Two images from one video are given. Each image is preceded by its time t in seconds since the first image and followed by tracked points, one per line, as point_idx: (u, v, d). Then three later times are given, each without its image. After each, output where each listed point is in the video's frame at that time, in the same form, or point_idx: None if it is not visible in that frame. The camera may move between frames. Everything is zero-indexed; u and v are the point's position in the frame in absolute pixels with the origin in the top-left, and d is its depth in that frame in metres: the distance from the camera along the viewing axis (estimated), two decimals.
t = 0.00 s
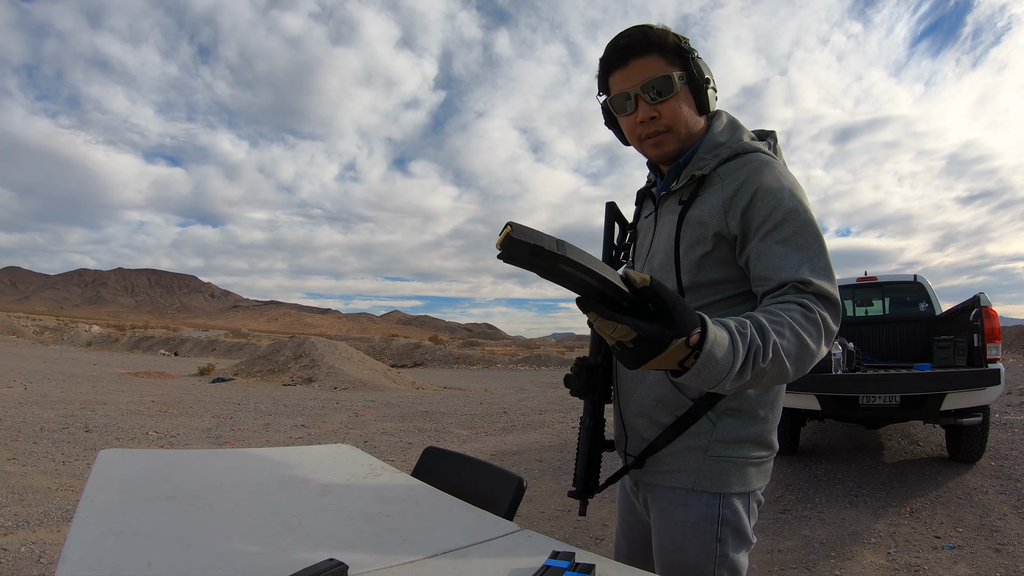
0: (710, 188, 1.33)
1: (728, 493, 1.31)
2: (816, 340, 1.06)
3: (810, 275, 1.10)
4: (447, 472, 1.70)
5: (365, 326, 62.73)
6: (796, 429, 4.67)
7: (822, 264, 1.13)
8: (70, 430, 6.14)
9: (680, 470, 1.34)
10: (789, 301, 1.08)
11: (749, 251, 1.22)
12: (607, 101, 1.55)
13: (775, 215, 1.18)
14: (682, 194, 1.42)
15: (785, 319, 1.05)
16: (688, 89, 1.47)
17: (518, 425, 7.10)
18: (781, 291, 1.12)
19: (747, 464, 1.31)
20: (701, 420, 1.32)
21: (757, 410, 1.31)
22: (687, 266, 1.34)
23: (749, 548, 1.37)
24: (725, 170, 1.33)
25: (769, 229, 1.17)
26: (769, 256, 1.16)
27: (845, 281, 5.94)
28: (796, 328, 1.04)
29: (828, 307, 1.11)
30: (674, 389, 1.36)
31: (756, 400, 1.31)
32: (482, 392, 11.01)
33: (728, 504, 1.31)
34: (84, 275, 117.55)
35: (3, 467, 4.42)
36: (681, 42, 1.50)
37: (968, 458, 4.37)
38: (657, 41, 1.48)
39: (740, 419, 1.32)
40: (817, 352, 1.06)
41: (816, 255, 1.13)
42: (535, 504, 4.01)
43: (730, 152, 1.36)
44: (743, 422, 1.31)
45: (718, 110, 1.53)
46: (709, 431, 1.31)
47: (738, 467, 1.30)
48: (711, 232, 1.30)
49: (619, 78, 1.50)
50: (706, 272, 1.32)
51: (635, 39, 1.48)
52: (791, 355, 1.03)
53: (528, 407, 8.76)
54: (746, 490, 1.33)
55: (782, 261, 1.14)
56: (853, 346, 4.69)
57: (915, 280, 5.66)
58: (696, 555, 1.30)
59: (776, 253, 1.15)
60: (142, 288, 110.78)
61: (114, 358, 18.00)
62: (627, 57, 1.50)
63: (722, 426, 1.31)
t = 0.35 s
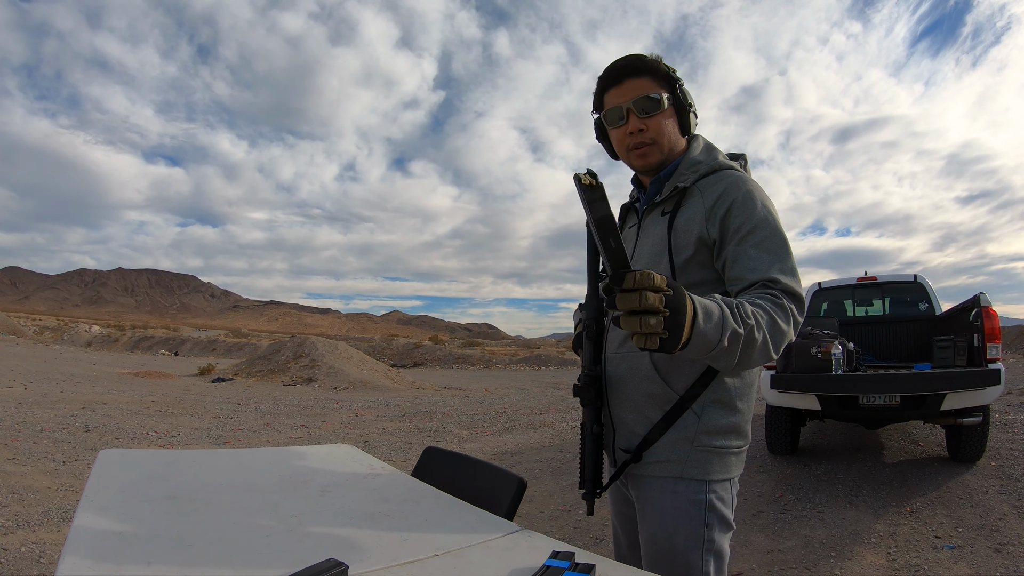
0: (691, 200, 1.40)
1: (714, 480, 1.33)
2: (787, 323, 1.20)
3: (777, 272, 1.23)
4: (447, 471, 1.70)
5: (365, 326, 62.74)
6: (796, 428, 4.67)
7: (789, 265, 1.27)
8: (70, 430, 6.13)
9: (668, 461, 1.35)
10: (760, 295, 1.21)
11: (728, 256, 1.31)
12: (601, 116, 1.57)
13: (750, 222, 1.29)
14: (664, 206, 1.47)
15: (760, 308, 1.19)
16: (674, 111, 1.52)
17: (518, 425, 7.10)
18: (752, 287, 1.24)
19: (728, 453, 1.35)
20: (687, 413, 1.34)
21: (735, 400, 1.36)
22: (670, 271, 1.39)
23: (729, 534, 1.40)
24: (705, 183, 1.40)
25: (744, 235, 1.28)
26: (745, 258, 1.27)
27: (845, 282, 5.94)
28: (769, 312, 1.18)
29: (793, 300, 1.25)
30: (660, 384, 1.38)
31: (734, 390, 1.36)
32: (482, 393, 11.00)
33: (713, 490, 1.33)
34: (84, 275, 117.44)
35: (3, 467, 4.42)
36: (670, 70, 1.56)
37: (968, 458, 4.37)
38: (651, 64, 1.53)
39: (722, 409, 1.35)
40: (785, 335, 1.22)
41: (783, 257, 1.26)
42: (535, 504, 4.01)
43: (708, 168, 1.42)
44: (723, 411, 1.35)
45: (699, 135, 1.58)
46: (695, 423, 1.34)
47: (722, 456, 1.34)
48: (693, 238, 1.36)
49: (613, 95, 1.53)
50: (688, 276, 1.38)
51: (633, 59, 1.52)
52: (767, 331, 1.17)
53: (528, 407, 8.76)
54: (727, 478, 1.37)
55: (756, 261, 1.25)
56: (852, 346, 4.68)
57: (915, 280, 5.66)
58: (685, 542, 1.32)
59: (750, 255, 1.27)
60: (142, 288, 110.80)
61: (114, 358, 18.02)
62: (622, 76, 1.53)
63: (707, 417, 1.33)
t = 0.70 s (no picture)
0: (687, 205, 1.40)
1: (709, 471, 1.34)
2: (780, 319, 1.24)
3: (769, 271, 1.27)
4: (447, 470, 1.70)
5: (365, 326, 62.74)
6: (796, 429, 4.67)
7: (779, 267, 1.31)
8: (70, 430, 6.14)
9: (665, 453, 1.35)
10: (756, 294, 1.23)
11: (724, 258, 1.32)
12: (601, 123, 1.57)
13: (743, 227, 1.32)
14: (659, 212, 1.47)
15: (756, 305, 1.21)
16: (671, 124, 1.54)
17: (518, 425, 7.10)
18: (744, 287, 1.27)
19: (722, 445, 1.35)
20: (684, 406, 1.35)
21: (729, 394, 1.37)
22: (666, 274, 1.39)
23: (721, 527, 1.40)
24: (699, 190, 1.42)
25: (738, 238, 1.31)
26: (739, 260, 1.30)
27: (845, 282, 5.94)
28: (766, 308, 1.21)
29: (783, 301, 1.29)
30: (658, 379, 1.38)
31: (727, 384, 1.37)
32: (482, 393, 11.01)
33: (708, 481, 1.34)
34: (84, 276, 117.49)
35: (3, 467, 4.42)
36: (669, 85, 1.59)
37: (967, 458, 4.37)
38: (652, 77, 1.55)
39: (717, 403, 1.36)
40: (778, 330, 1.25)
41: (773, 259, 1.30)
42: (535, 504, 4.00)
43: (701, 177, 1.44)
44: (719, 405, 1.36)
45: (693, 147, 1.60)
46: (691, 415, 1.34)
47: (717, 448, 1.34)
48: (689, 241, 1.36)
49: (614, 104, 1.54)
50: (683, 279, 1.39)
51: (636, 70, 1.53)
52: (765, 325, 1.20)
53: (528, 407, 8.76)
54: (721, 470, 1.37)
55: (750, 263, 1.28)
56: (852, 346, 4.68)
57: (915, 280, 5.66)
58: (682, 532, 1.31)
59: (744, 258, 1.29)
60: (142, 288, 110.81)
61: (115, 358, 18.05)
62: (624, 86, 1.55)
63: (704, 410, 1.34)
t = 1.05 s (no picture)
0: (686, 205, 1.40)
1: (707, 471, 1.34)
2: (772, 319, 1.26)
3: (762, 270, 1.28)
4: (445, 471, 1.70)
5: (364, 326, 62.76)
6: (796, 429, 4.67)
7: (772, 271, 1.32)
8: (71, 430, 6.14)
9: (662, 453, 1.34)
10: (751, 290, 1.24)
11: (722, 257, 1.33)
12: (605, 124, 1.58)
13: (740, 229, 1.33)
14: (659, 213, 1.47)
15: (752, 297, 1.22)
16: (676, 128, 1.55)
17: (518, 425, 7.10)
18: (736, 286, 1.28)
19: (718, 446, 1.36)
20: (680, 406, 1.35)
21: (724, 395, 1.38)
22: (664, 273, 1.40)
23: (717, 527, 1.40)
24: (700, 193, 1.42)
25: (734, 240, 1.32)
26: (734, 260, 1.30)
27: (845, 282, 5.95)
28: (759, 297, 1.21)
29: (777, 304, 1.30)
30: (654, 379, 1.38)
31: (722, 385, 1.38)
32: (482, 393, 11.01)
33: (705, 481, 1.34)
34: (84, 276, 117.60)
35: (3, 467, 4.42)
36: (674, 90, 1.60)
37: (967, 459, 4.37)
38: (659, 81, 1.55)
39: (712, 404, 1.37)
40: (767, 327, 1.25)
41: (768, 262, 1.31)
42: (535, 504, 4.00)
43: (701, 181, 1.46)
44: (714, 406, 1.37)
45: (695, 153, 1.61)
46: (688, 416, 1.34)
47: (713, 449, 1.35)
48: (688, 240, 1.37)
49: (620, 105, 1.55)
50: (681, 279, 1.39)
51: (644, 71, 1.54)
52: (759, 307, 1.20)
53: (528, 407, 8.75)
54: (718, 470, 1.38)
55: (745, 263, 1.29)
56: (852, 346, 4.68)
57: (915, 280, 5.67)
58: (679, 532, 1.31)
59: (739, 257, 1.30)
60: (142, 288, 110.84)
61: (115, 358, 18.08)
62: (631, 89, 1.55)
63: (699, 411, 1.34)
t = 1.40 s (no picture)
0: (691, 207, 1.40)
1: (707, 471, 1.34)
2: (774, 319, 1.25)
3: (765, 273, 1.28)
4: (445, 471, 1.70)
5: (364, 326, 62.77)
6: (796, 428, 4.67)
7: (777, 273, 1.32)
8: (71, 430, 6.14)
9: (662, 453, 1.34)
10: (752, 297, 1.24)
11: (725, 262, 1.33)
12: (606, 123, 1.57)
13: (744, 231, 1.33)
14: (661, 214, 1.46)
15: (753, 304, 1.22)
16: (677, 130, 1.55)
17: (519, 425, 7.10)
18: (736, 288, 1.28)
19: (719, 446, 1.36)
20: (681, 407, 1.35)
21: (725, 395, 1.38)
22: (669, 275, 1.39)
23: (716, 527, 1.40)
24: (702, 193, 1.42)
25: (738, 241, 1.32)
26: (738, 262, 1.30)
27: (845, 282, 5.95)
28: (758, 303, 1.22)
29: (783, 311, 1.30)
30: (656, 380, 1.38)
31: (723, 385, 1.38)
32: (482, 393, 11.01)
33: (705, 482, 1.34)
34: (85, 276, 117.61)
35: (3, 467, 4.42)
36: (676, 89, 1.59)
37: (967, 459, 4.37)
38: (660, 82, 1.54)
39: (713, 403, 1.37)
40: (771, 329, 1.25)
41: (773, 267, 1.31)
42: (535, 504, 4.00)
43: (705, 181, 1.45)
44: (715, 406, 1.37)
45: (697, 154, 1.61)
46: (689, 417, 1.34)
47: (713, 449, 1.35)
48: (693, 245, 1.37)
49: (622, 105, 1.54)
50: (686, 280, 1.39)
51: (647, 72, 1.52)
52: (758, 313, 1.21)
53: (528, 407, 8.75)
54: (719, 470, 1.38)
55: (748, 265, 1.29)
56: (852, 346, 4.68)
57: (915, 280, 5.67)
58: (678, 533, 1.31)
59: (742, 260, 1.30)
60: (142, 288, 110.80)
61: (116, 358, 18.08)
62: (633, 89, 1.54)
63: (701, 411, 1.34)
